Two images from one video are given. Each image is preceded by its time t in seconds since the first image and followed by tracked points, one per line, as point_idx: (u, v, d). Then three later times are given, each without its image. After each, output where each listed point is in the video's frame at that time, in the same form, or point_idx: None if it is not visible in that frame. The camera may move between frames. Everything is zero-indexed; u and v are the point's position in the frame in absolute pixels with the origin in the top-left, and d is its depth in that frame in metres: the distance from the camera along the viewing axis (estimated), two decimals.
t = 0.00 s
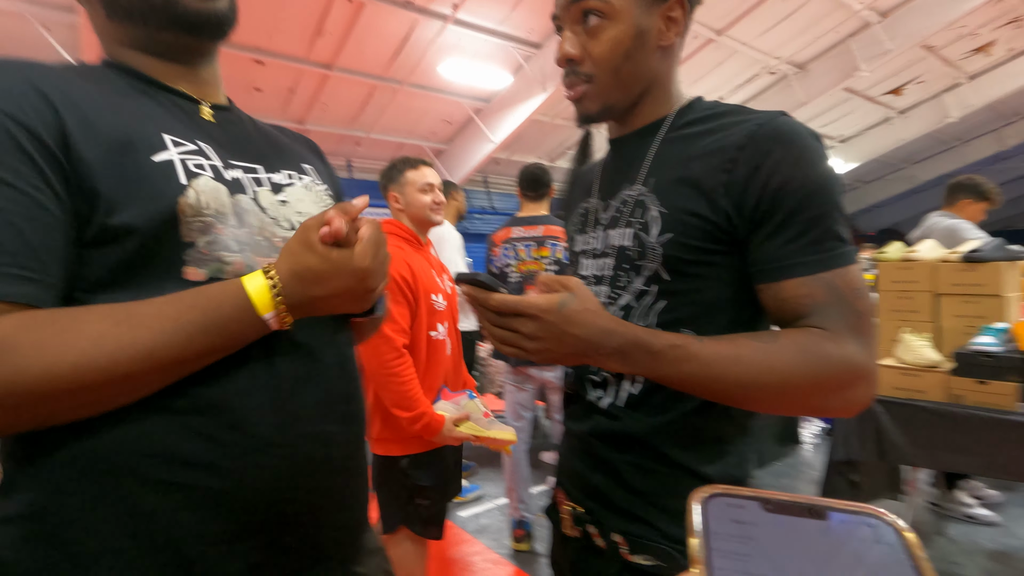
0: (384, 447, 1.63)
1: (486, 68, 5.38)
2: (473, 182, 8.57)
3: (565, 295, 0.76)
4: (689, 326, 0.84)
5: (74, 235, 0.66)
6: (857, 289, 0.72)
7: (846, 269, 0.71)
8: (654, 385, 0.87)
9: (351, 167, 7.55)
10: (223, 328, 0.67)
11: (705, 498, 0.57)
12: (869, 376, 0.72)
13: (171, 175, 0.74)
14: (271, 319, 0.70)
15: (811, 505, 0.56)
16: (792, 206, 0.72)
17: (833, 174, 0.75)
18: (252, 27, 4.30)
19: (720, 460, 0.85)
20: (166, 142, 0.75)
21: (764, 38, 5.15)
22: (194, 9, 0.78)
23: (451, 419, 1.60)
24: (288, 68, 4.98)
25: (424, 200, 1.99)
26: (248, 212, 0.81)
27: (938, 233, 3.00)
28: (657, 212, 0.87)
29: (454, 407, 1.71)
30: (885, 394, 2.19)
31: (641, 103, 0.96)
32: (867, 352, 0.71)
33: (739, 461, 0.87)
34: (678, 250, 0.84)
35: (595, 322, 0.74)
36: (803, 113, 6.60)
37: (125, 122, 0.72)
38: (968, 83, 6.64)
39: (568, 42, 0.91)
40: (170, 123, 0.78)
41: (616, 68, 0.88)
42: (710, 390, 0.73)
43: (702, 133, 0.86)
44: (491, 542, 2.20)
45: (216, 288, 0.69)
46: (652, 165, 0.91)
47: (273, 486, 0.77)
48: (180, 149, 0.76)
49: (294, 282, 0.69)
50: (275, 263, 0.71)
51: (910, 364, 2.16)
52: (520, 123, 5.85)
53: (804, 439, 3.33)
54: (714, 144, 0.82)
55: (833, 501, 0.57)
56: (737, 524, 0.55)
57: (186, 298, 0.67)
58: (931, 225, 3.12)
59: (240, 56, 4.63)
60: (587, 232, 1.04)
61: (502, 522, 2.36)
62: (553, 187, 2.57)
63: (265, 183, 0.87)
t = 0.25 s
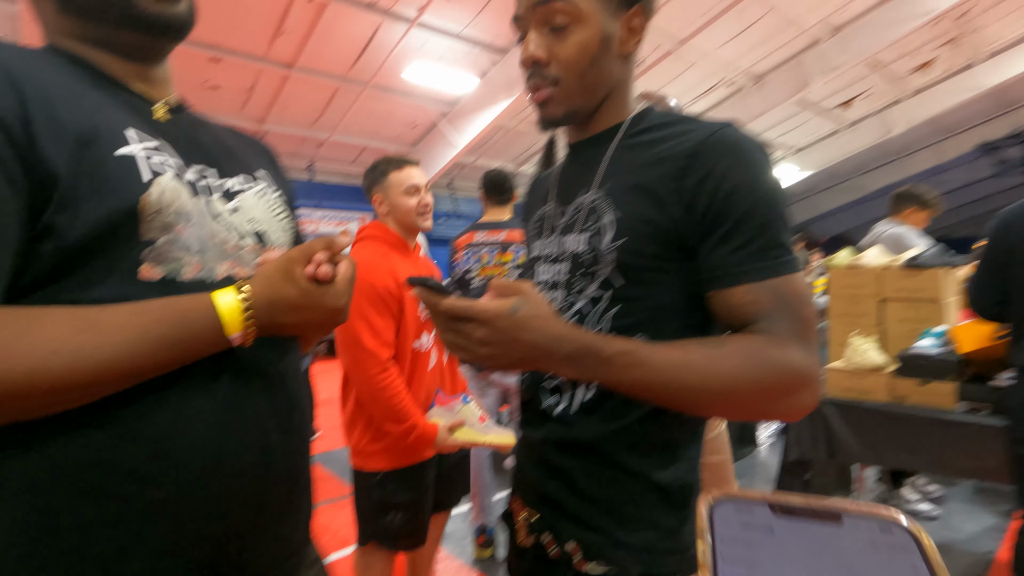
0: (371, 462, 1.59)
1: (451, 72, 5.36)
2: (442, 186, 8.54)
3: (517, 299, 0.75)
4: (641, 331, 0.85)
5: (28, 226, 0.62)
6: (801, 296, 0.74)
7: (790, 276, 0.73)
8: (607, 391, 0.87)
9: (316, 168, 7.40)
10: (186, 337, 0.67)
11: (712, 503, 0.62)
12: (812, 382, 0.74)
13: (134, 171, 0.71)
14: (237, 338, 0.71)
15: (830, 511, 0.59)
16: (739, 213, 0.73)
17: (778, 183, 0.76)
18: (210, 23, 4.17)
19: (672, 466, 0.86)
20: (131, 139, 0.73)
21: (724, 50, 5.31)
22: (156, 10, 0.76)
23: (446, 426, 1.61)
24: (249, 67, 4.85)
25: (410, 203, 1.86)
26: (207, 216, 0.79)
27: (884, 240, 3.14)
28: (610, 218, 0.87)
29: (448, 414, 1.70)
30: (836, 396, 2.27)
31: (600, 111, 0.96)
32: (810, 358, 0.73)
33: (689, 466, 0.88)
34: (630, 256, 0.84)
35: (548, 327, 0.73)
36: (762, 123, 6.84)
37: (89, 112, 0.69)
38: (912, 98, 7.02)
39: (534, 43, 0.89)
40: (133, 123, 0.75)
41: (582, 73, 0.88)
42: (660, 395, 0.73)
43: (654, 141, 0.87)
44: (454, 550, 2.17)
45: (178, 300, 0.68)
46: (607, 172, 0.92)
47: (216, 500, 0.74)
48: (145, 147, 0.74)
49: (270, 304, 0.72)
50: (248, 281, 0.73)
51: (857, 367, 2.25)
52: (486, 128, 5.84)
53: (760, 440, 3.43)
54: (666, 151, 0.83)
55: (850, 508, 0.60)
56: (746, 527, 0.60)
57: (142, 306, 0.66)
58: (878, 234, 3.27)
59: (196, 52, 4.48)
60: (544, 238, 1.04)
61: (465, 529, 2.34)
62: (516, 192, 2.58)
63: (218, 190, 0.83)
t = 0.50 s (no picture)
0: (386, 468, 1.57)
1: (441, 77, 5.38)
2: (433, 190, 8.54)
3: (503, 303, 0.75)
4: (627, 334, 0.85)
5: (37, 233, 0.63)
6: (785, 297, 0.74)
7: (774, 277, 0.74)
8: (595, 393, 0.87)
9: (305, 174, 7.35)
10: (190, 346, 0.68)
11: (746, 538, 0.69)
12: (797, 382, 0.74)
13: (143, 181, 0.72)
14: (235, 346, 0.71)
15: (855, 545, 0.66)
16: (723, 215, 0.74)
17: (761, 184, 0.77)
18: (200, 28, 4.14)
19: (660, 468, 0.86)
20: (141, 151, 0.74)
21: (712, 55, 5.36)
22: (152, 21, 0.76)
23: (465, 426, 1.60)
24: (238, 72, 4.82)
25: (443, 212, 1.75)
26: (214, 225, 0.80)
27: (872, 241, 3.17)
28: (595, 221, 0.88)
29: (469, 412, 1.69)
30: (825, 397, 2.26)
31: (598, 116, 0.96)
32: (795, 358, 0.74)
33: (679, 468, 0.88)
34: (616, 259, 0.84)
35: (534, 330, 0.73)
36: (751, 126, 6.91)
37: (103, 123, 0.71)
38: (897, 101, 7.12)
39: (556, 37, 0.86)
40: (142, 135, 0.76)
41: (602, 71, 0.89)
42: (645, 397, 0.73)
43: (638, 144, 0.88)
44: (446, 555, 2.16)
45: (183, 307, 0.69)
46: (591, 175, 0.92)
47: (204, 507, 0.74)
48: (156, 159, 0.75)
49: (273, 318, 0.74)
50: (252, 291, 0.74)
51: (846, 367, 2.25)
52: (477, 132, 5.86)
53: (751, 441, 3.44)
54: (650, 154, 0.84)
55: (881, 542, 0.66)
56: (777, 561, 0.66)
57: (152, 312, 0.67)
58: (867, 234, 3.30)
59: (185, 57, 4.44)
60: (529, 242, 1.04)
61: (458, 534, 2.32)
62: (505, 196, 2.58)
63: (220, 203, 0.83)
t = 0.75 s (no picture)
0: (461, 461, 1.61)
1: (468, 82, 5.41)
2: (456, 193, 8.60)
3: (545, 315, 0.75)
4: (667, 345, 0.84)
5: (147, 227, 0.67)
6: (833, 307, 0.73)
7: (821, 287, 0.72)
8: (634, 404, 0.86)
9: (332, 177, 7.48)
10: (267, 338, 0.70)
11: (696, 536, 0.54)
12: (846, 394, 0.72)
13: (229, 186, 0.75)
14: (310, 341, 0.74)
15: (807, 536, 0.54)
16: (769, 225, 0.72)
17: (806, 190, 0.75)
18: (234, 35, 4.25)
19: (699, 479, 0.84)
20: (227, 160, 0.77)
21: (741, 57, 5.28)
22: (226, 39, 0.81)
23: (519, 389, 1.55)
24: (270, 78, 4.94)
25: (513, 210, 1.87)
26: (286, 229, 0.83)
27: (913, 247, 3.08)
28: (634, 230, 0.87)
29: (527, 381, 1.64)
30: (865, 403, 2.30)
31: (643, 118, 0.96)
32: (844, 370, 0.72)
33: (719, 480, 0.87)
34: (656, 269, 0.84)
35: (578, 344, 0.73)
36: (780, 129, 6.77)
37: (196, 132, 0.75)
38: (935, 102, 6.90)
39: (608, 36, 0.86)
40: (224, 143, 0.80)
41: (650, 75, 0.89)
42: (689, 412, 0.72)
43: (678, 151, 0.87)
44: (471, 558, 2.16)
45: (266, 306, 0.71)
46: (629, 183, 0.91)
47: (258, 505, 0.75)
48: (240, 168, 0.78)
49: (349, 316, 0.78)
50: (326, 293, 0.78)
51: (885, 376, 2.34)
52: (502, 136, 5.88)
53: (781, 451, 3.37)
54: (692, 162, 0.82)
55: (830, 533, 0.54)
56: (729, 563, 0.53)
57: (239, 308, 0.69)
58: (908, 239, 3.20)
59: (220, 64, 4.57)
60: (564, 249, 1.04)
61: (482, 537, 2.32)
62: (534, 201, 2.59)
63: (286, 207, 0.85)
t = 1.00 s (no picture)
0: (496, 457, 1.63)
1: (475, 76, 5.39)
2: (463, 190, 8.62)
3: (562, 308, 0.74)
4: (682, 339, 0.83)
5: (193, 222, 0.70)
6: (851, 303, 0.72)
7: (841, 283, 0.72)
8: (647, 399, 0.86)
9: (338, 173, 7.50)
10: (313, 320, 0.74)
11: (666, 545, 0.51)
12: (864, 392, 0.71)
13: (267, 183, 0.78)
14: (349, 320, 0.79)
15: (777, 539, 0.51)
16: (789, 219, 0.72)
17: (827, 181, 0.75)
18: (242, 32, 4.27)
19: (711, 474, 0.84)
20: (260, 156, 0.79)
21: (750, 51, 5.24)
22: (241, 33, 0.81)
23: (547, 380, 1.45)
24: (279, 74, 4.95)
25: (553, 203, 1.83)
26: (316, 218, 0.86)
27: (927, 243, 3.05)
28: (650, 224, 0.87)
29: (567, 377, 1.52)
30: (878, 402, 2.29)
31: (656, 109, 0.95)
32: (862, 367, 0.71)
33: (732, 474, 0.86)
34: (672, 263, 0.83)
35: (596, 337, 0.73)
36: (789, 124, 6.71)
37: (231, 131, 0.77)
38: (947, 97, 6.82)
39: (622, 27, 0.85)
40: (257, 140, 0.83)
41: (665, 66, 0.88)
42: (705, 406, 0.72)
43: (695, 144, 0.86)
44: (478, 552, 2.17)
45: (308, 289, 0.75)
46: (645, 175, 0.91)
47: (283, 491, 0.77)
48: (270, 162, 0.81)
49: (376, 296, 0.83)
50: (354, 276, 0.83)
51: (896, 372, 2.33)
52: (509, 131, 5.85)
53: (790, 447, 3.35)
54: (711, 154, 0.82)
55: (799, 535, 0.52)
56: (700, 572, 0.51)
57: (287, 294, 0.73)
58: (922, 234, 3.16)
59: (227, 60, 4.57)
60: (578, 241, 1.04)
61: (489, 531, 2.33)
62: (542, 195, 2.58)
63: (314, 195, 0.88)
